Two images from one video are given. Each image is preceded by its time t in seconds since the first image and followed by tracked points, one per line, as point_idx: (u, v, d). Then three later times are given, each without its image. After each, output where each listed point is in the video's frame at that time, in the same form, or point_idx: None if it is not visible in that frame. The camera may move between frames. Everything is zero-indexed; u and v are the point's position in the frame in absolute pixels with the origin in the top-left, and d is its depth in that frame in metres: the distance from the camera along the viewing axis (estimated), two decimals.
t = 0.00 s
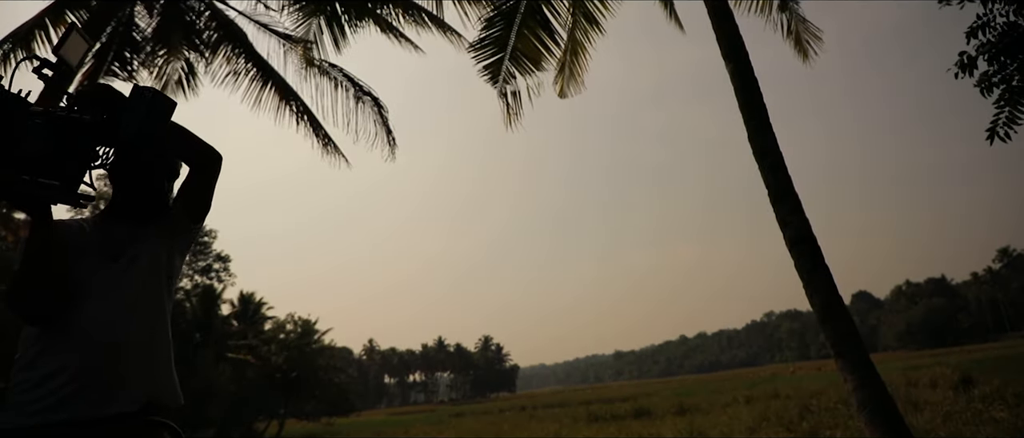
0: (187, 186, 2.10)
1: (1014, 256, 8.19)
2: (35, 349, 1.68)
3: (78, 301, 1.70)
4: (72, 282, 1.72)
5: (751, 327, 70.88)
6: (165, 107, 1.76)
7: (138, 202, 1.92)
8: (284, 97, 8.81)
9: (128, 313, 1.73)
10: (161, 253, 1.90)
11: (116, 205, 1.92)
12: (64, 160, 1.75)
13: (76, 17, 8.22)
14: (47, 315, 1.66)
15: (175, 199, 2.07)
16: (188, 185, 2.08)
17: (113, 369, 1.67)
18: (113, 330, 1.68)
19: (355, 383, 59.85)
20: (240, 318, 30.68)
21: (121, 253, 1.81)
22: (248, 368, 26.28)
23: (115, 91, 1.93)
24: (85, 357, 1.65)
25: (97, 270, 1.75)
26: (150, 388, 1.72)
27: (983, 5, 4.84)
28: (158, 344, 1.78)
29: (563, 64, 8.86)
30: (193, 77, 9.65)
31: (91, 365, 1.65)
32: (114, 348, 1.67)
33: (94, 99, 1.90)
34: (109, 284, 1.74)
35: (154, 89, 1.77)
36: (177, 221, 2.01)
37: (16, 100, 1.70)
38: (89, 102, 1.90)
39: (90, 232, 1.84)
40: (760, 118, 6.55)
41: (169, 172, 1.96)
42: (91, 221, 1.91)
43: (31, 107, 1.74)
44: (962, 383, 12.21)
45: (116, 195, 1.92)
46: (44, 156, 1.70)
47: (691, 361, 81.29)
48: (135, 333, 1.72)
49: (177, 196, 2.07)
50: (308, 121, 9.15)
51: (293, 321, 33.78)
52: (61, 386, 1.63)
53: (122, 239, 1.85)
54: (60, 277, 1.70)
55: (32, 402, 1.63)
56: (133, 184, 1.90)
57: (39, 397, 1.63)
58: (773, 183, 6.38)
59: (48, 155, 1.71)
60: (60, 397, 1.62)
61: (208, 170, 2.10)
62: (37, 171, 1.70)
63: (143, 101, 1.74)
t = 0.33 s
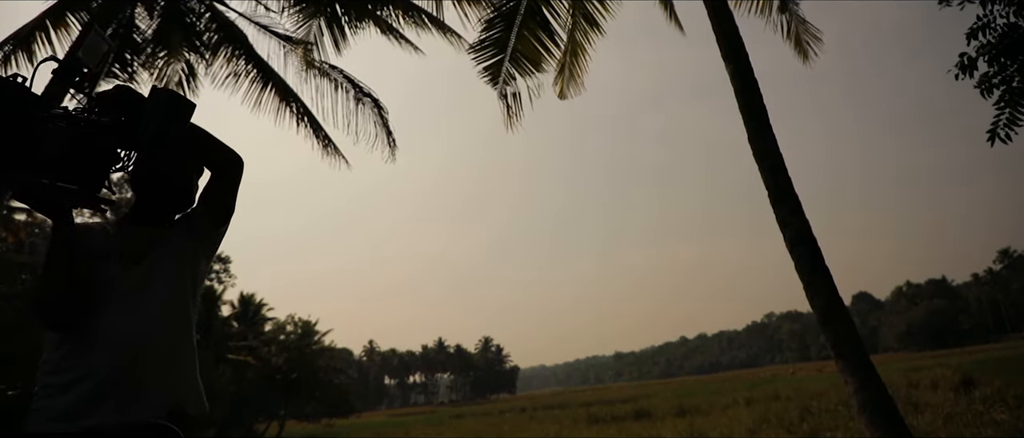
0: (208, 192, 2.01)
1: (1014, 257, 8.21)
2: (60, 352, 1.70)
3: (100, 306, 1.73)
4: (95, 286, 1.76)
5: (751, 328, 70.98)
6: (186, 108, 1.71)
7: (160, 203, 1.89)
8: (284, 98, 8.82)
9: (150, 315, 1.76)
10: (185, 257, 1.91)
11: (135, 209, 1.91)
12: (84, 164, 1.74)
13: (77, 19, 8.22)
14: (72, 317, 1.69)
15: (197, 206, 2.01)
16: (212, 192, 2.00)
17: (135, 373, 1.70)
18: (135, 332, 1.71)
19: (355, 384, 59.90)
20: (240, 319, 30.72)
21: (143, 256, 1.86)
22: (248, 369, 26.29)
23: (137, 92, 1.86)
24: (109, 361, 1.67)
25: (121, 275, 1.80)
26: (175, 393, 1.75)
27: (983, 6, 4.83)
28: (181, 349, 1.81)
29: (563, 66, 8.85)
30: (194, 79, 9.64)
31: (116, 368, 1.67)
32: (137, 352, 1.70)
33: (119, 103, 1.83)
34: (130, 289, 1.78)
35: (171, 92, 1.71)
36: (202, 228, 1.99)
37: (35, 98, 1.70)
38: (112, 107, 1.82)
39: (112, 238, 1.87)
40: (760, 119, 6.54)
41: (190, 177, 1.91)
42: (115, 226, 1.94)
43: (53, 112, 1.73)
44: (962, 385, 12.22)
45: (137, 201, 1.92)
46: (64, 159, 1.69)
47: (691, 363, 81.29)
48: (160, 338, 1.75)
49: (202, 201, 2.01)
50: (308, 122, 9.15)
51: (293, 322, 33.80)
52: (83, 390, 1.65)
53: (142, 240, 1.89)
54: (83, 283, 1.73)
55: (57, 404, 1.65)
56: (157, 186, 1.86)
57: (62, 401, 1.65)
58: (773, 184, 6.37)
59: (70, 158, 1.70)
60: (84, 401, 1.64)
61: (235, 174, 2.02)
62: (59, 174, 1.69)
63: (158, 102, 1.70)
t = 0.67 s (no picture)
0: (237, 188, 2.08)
1: (1015, 258, 8.21)
2: (94, 356, 1.68)
3: (133, 309, 1.72)
4: (128, 287, 1.74)
5: (751, 330, 70.92)
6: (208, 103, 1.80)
7: (189, 201, 1.92)
8: (285, 100, 8.82)
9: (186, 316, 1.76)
10: (215, 257, 1.93)
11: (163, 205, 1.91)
12: (118, 164, 1.91)
13: (78, 20, 8.22)
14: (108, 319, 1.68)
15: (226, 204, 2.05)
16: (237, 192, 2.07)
17: (172, 376, 1.69)
18: (170, 335, 1.70)
19: (355, 386, 59.75)
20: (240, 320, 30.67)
21: (175, 255, 1.85)
22: (248, 371, 26.22)
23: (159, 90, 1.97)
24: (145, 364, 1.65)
25: (152, 275, 1.78)
26: (209, 394, 1.77)
27: (983, 8, 4.83)
28: (215, 349, 1.83)
29: (563, 67, 8.84)
30: (194, 80, 9.64)
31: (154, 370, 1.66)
32: (173, 354, 1.70)
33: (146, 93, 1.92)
34: (165, 292, 1.77)
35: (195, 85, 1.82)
36: (232, 224, 2.02)
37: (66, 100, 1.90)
38: (135, 100, 1.92)
39: (141, 239, 1.83)
40: (760, 121, 6.54)
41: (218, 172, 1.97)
42: (143, 226, 1.91)
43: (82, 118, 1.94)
44: (963, 386, 12.19)
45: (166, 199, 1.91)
46: (91, 159, 1.82)
47: (692, 364, 81.15)
48: (194, 340, 1.76)
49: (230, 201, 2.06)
50: (308, 123, 9.15)
51: (293, 324, 33.74)
52: (120, 393, 1.62)
53: (176, 240, 1.88)
54: (115, 284, 1.72)
55: (92, 407, 1.62)
56: (183, 183, 1.89)
57: (96, 404, 1.62)
58: (773, 186, 6.37)
59: (97, 157, 1.84)
60: (121, 404, 1.62)
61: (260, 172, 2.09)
62: (87, 172, 1.81)
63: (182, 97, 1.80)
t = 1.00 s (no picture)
0: (275, 182, 1.93)
1: (1015, 259, 8.23)
2: (135, 360, 1.61)
3: (173, 310, 1.63)
4: (165, 289, 1.65)
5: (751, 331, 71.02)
6: (241, 85, 1.68)
7: (222, 197, 1.81)
8: (285, 103, 8.83)
9: (226, 318, 1.66)
10: (256, 257, 1.81)
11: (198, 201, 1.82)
12: (152, 160, 1.80)
13: (78, 24, 8.27)
14: (152, 320, 1.60)
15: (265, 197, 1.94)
16: (274, 186, 1.93)
17: (217, 378, 1.61)
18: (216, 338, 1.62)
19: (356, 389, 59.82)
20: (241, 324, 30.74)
21: (213, 255, 1.74)
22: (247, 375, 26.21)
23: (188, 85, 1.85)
24: (187, 368, 1.58)
25: (190, 274, 1.69)
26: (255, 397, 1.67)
27: (983, 11, 4.84)
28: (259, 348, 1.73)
29: (563, 71, 8.85)
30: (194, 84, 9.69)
31: (198, 373, 1.59)
32: (217, 359, 1.61)
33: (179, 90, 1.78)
34: (207, 294, 1.67)
35: (231, 75, 1.67)
36: (268, 218, 1.89)
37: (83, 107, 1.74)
38: (169, 97, 1.79)
39: (178, 238, 1.75)
40: (760, 122, 6.55)
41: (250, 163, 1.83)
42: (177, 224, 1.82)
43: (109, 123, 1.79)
44: (965, 388, 12.16)
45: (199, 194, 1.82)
46: (125, 156, 1.68)
47: (693, 366, 81.11)
48: (239, 342, 1.66)
49: (269, 198, 1.93)
50: (308, 127, 9.17)
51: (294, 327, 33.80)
52: (163, 398, 1.56)
53: (213, 239, 1.78)
54: (149, 285, 1.62)
55: (138, 411, 1.56)
56: (211, 184, 1.80)
57: (140, 409, 1.57)
58: (773, 188, 6.37)
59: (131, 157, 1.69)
60: (166, 409, 1.57)
61: (297, 163, 1.91)
62: (120, 169, 1.68)
63: (219, 85, 1.64)
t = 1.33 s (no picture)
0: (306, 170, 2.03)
1: (1016, 262, 8.22)
2: (184, 354, 1.57)
3: (221, 307, 1.57)
4: (214, 284, 1.58)
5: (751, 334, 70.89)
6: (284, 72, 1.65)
7: (256, 190, 1.76)
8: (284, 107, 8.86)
9: (273, 318, 1.62)
10: (293, 251, 1.78)
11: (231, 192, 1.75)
12: (192, 144, 1.64)
13: (78, 29, 8.30)
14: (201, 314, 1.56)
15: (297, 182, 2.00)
16: (306, 173, 2.01)
17: (266, 379, 1.58)
18: (265, 330, 1.59)
19: (356, 393, 59.68)
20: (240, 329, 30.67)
21: (254, 248, 1.68)
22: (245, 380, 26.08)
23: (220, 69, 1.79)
24: (238, 367, 1.55)
25: (236, 267, 1.62)
26: (299, 396, 1.66)
27: (982, 13, 4.84)
28: (303, 345, 1.70)
29: (563, 75, 8.82)
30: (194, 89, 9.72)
31: (247, 374, 1.55)
32: (267, 355, 1.59)
33: (213, 77, 1.73)
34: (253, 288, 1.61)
35: (270, 62, 1.64)
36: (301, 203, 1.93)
37: (110, 98, 1.61)
38: (208, 84, 1.73)
39: (218, 231, 1.68)
40: (759, 125, 6.56)
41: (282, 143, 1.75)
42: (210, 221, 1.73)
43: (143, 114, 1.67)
44: (967, 391, 12.11)
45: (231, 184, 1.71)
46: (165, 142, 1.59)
47: (695, 370, 80.89)
48: (285, 335, 1.63)
49: (300, 181, 1.99)
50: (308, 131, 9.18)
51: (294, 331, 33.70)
52: (213, 395, 1.54)
53: (249, 230, 1.72)
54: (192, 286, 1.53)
55: (189, 406, 1.55)
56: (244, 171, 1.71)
57: (191, 404, 1.55)
58: (774, 191, 6.37)
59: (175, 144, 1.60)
60: (216, 407, 1.54)
61: (329, 150, 2.03)
62: (162, 159, 1.58)
63: (263, 69, 1.62)
